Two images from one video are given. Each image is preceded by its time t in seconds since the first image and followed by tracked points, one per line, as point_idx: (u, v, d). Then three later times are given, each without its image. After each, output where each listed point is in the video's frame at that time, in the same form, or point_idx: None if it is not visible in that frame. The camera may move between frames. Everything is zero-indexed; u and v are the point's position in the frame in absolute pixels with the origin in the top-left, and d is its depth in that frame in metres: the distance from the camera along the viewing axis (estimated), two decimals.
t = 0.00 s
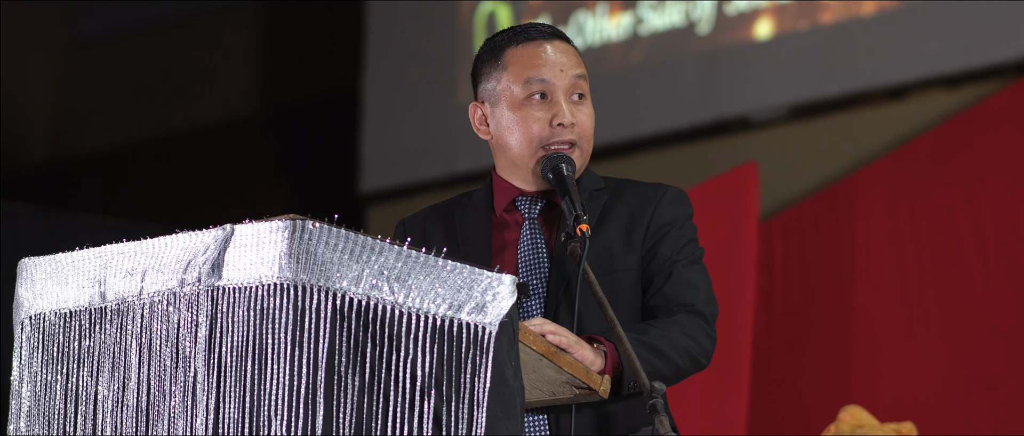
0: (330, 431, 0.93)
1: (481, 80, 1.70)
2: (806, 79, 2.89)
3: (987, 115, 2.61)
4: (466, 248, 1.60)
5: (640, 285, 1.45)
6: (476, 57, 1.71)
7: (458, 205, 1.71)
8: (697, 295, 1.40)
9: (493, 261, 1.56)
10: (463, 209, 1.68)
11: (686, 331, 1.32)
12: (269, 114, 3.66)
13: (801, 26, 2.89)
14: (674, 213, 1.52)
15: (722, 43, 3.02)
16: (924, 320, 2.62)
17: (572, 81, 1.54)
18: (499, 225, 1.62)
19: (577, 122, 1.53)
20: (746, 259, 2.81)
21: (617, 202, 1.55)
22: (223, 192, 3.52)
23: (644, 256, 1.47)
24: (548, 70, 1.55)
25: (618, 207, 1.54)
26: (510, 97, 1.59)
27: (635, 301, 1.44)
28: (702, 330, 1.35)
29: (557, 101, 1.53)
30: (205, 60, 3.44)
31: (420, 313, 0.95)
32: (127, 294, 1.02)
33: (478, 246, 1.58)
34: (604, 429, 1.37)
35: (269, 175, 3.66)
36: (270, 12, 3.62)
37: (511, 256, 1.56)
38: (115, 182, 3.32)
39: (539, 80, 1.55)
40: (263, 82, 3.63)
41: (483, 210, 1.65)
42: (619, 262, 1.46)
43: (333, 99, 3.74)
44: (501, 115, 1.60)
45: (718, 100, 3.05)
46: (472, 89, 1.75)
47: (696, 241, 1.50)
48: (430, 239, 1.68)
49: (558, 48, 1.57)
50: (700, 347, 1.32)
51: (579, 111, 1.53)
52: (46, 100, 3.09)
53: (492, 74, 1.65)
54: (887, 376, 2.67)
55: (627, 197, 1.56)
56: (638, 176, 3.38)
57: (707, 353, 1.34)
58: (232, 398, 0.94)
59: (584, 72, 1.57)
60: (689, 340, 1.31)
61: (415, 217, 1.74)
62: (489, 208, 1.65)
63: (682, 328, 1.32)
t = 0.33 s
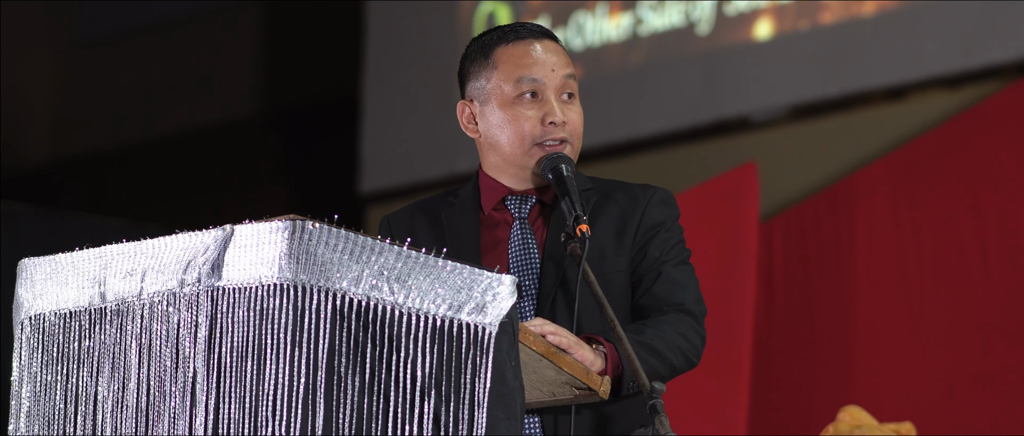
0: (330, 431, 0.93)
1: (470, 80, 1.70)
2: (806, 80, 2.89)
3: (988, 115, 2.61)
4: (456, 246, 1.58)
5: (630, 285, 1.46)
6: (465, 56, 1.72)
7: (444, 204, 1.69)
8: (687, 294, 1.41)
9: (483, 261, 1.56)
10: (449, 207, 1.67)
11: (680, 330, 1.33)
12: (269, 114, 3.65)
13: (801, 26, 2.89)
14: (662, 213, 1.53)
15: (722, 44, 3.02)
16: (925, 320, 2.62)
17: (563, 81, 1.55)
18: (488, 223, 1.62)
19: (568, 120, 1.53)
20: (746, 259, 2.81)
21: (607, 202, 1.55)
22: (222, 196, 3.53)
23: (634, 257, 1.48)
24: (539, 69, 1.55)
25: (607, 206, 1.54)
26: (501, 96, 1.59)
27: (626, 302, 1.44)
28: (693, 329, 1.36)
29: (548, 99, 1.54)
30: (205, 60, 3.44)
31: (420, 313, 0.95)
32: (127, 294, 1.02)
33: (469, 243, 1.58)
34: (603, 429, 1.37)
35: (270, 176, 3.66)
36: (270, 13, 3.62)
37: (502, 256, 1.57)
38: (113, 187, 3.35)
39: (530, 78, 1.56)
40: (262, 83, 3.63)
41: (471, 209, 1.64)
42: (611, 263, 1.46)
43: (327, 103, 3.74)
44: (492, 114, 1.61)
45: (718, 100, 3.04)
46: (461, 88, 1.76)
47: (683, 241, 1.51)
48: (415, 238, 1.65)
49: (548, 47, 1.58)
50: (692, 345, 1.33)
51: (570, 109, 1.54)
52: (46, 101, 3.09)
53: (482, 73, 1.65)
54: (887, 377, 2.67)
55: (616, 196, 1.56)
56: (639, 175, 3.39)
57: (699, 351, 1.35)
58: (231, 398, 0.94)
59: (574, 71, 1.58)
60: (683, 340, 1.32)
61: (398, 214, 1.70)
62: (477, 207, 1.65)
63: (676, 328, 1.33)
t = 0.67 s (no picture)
0: (330, 431, 0.93)
1: (466, 81, 1.70)
2: (806, 80, 2.89)
3: (987, 115, 2.61)
4: (451, 247, 1.58)
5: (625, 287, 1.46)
6: (460, 57, 1.72)
7: (439, 205, 1.68)
8: (684, 295, 1.41)
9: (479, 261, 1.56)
10: (444, 208, 1.66)
11: (677, 331, 1.33)
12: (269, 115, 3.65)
13: (801, 26, 2.90)
14: (657, 215, 1.53)
15: (722, 44, 3.03)
16: (924, 320, 2.62)
17: (559, 83, 1.56)
18: (484, 224, 1.62)
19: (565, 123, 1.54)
20: (745, 260, 2.82)
21: (602, 203, 1.55)
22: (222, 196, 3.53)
23: (630, 259, 1.48)
24: (535, 72, 1.56)
25: (603, 207, 1.54)
26: (498, 99, 1.60)
27: (622, 303, 1.44)
28: (690, 330, 1.36)
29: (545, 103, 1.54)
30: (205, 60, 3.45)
31: (419, 314, 0.95)
32: (127, 294, 1.02)
33: (465, 243, 1.57)
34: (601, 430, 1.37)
35: (272, 176, 3.68)
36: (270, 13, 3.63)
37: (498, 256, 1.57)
38: (110, 187, 3.33)
39: (527, 82, 1.56)
40: (263, 83, 3.64)
41: (466, 209, 1.64)
42: (606, 264, 1.46)
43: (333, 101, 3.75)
44: (489, 118, 1.61)
45: (718, 100, 3.04)
46: (456, 90, 1.76)
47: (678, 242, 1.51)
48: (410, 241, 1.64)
49: (543, 49, 1.58)
50: (690, 347, 1.34)
51: (567, 112, 1.55)
52: (47, 100, 3.10)
53: (478, 76, 1.66)
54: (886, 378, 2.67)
55: (611, 198, 1.56)
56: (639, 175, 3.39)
57: (697, 353, 1.35)
58: (231, 398, 0.94)
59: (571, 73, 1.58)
60: (680, 341, 1.32)
61: (393, 213, 1.70)
62: (472, 207, 1.64)
63: (672, 329, 1.33)
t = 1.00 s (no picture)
0: (330, 431, 0.93)
1: (462, 78, 1.71)
2: (806, 79, 2.89)
3: (986, 114, 2.61)
4: (449, 245, 1.57)
5: (624, 282, 1.46)
6: (455, 55, 1.72)
7: (436, 203, 1.67)
8: (683, 289, 1.41)
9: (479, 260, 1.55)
10: (441, 206, 1.66)
11: (677, 327, 1.33)
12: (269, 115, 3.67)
13: (801, 25, 2.89)
14: (655, 209, 1.53)
15: (722, 43, 3.03)
16: (924, 319, 2.62)
17: (557, 75, 1.57)
18: (480, 221, 1.62)
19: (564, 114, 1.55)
20: (745, 259, 2.82)
21: (600, 199, 1.55)
22: (224, 197, 3.56)
23: (629, 253, 1.47)
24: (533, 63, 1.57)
25: (602, 203, 1.54)
26: (497, 92, 1.60)
27: (622, 299, 1.44)
28: (690, 325, 1.36)
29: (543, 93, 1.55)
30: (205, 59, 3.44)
31: (419, 313, 0.95)
32: (127, 294, 1.02)
33: (464, 242, 1.56)
34: (603, 429, 1.37)
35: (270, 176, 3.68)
36: (270, 13, 3.62)
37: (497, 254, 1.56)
38: (108, 186, 3.35)
39: (525, 73, 1.57)
40: (262, 83, 3.64)
41: (463, 206, 1.63)
42: (605, 260, 1.46)
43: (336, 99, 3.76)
44: (489, 111, 1.62)
45: (718, 100, 3.04)
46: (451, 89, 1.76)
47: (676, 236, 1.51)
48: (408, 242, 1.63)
49: (540, 42, 1.60)
50: (690, 341, 1.33)
51: (566, 103, 1.56)
52: (46, 99, 3.09)
53: (475, 71, 1.66)
54: (885, 377, 2.67)
55: (609, 193, 1.56)
56: (639, 173, 3.39)
57: (697, 347, 1.35)
58: (231, 397, 0.94)
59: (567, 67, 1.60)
60: (680, 336, 1.32)
61: (391, 213, 1.70)
62: (471, 204, 1.64)
63: (672, 324, 1.33)
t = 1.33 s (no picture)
0: (330, 431, 0.93)
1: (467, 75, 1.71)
2: (806, 78, 2.89)
3: (987, 113, 2.61)
4: (454, 246, 1.59)
5: (630, 283, 1.46)
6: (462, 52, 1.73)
7: (443, 204, 1.69)
8: (688, 292, 1.42)
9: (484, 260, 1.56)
10: (448, 207, 1.67)
11: (682, 329, 1.34)
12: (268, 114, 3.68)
13: (801, 25, 2.90)
14: (661, 211, 1.53)
15: (722, 42, 3.03)
16: (924, 319, 2.62)
17: (553, 79, 1.56)
18: (487, 222, 1.62)
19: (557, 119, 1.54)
20: (744, 258, 2.82)
21: (607, 199, 1.55)
22: (224, 196, 3.57)
23: (635, 254, 1.48)
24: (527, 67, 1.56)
25: (609, 203, 1.54)
26: (493, 94, 1.60)
27: (627, 300, 1.44)
28: (695, 328, 1.37)
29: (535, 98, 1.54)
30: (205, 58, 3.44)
31: (419, 312, 0.95)
32: (127, 293, 1.03)
33: (468, 242, 1.58)
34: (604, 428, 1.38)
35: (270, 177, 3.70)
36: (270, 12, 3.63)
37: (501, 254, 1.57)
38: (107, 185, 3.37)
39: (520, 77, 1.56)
40: (262, 82, 3.64)
41: (470, 208, 1.64)
42: (611, 260, 1.46)
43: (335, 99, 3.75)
44: (485, 112, 1.62)
45: (717, 98, 3.04)
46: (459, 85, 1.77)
47: (682, 238, 1.52)
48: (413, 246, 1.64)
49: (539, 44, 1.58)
50: (695, 344, 1.34)
51: (560, 107, 1.55)
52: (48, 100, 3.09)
53: (476, 70, 1.66)
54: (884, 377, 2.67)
55: (616, 192, 1.57)
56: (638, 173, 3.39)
57: (701, 350, 1.35)
58: (231, 397, 0.94)
59: (567, 68, 1.58)
60: (684, 338, 1.33)
61: (398, 214, 1.70)
62: (477, 205, 1.65)
63: (677, 326, 1.34)
